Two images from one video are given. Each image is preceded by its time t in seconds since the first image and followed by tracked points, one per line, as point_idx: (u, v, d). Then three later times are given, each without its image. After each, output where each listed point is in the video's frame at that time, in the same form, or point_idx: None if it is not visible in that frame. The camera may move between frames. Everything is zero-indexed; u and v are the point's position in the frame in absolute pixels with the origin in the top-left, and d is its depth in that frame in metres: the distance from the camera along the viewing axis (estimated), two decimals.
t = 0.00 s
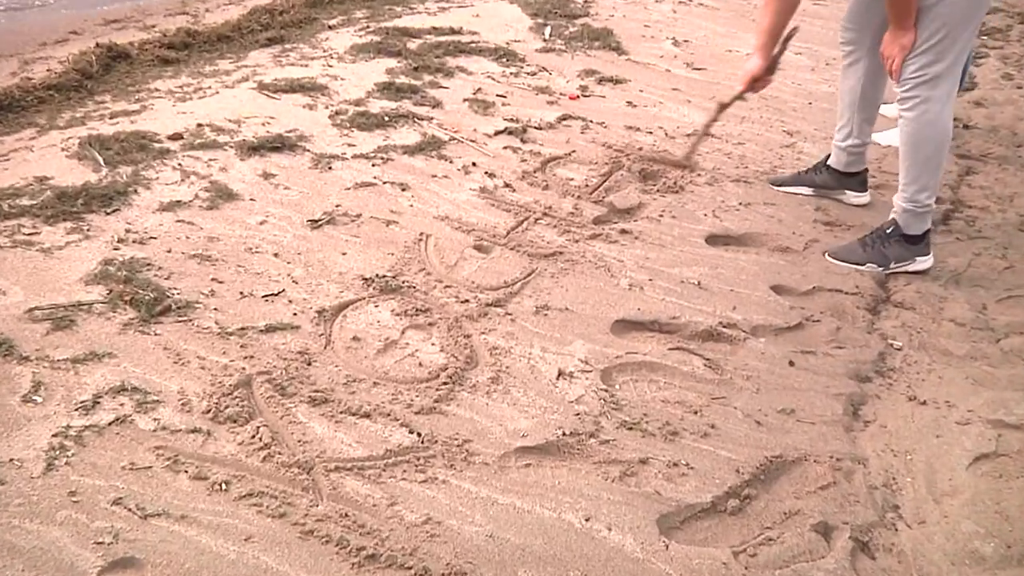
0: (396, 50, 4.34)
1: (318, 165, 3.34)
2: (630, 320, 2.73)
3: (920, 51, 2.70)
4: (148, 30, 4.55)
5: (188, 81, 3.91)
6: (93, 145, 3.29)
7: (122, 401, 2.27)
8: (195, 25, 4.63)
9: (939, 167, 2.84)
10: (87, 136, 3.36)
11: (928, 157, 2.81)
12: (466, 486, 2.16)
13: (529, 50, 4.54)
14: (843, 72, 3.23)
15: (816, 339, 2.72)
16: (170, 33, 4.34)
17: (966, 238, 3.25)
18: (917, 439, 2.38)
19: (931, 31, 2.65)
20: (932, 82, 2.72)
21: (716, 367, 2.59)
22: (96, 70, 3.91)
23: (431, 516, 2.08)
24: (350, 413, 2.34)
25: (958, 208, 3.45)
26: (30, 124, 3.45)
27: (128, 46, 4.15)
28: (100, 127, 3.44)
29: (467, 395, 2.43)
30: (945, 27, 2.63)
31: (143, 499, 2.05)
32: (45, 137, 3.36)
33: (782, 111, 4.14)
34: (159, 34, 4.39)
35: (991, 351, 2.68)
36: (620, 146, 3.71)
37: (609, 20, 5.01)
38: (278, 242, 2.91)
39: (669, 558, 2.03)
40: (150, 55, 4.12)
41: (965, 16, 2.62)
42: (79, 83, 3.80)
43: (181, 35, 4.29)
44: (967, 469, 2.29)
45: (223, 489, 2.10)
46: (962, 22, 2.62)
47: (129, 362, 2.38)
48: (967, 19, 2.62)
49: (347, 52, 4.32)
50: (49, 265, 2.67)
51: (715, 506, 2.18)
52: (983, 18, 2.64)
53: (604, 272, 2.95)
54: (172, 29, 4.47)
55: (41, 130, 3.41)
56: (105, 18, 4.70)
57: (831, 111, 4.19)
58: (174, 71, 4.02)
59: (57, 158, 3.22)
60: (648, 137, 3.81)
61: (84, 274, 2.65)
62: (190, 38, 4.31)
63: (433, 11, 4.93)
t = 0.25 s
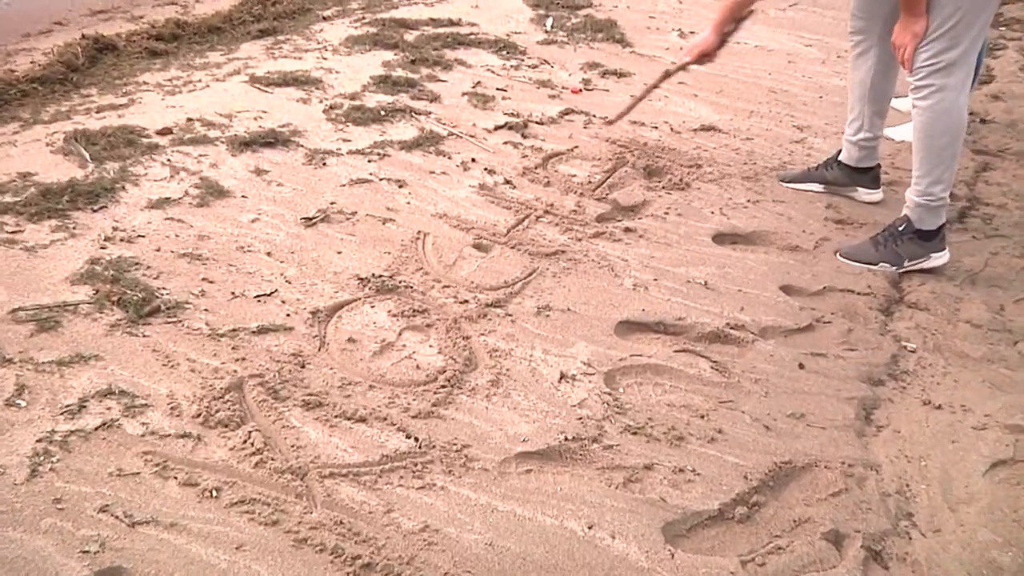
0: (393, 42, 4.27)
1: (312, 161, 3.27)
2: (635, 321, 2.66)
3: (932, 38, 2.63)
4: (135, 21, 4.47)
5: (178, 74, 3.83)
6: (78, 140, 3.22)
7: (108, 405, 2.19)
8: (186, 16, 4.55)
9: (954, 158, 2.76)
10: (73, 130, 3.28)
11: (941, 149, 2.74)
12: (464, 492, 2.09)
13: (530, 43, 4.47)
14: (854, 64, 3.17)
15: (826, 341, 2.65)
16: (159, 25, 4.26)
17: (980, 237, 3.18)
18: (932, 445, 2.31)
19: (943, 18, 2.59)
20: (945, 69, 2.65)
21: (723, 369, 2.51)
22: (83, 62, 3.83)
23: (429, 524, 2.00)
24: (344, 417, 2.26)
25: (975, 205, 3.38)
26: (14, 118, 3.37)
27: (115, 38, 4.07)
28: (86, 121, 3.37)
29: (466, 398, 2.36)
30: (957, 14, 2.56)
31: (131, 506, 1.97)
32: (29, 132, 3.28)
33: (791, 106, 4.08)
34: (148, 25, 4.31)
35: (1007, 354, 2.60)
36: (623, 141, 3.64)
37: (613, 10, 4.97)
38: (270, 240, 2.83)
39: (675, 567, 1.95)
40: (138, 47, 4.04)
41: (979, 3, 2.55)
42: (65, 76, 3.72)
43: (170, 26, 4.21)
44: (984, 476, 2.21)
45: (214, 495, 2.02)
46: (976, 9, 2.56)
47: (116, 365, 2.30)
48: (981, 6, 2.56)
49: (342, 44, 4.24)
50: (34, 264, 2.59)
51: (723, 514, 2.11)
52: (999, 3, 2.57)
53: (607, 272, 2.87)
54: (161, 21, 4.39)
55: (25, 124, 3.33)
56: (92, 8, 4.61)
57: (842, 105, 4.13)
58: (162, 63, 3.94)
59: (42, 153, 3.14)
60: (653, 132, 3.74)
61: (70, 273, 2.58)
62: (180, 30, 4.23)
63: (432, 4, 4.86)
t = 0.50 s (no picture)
0: (389, 36, 4.21)
1: (307, 158, 3.22)
2: (638, 322, 2.61)
3: (941, 30, 2.59)
4: (124, 14, 4.40)
5: (169, 69, 3.78)
6: (68, 136, 3.16)
7: (98, 408, 2.14)
8: (179, 9, 4.49)
9: (964, 152, 2.70)
10: (61, 126, 3.22)
11: (951, 144, 2.69)
12: (463, 498, 2.03)
13: (531, 37, 4.43)
14: (862, 59, 3.12)
15: (834, 343, 2.60)
16: (151, 18, 4.20)
17: (990, 237, 3.13)
18: (943, 449, 2.25)
19: (952, 10, 2.54)
20: (955, 61, 2.60)
21: (727, 371, 2.46)
22: (72, 56, 3.77)
23: (426, 530, 1.95)
24: (340, 420, 2.21)
25: (987, 203, 3.34)
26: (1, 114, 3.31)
27: (104, 32, 4.01)
28: (76, 118, 3.32)
29: (464, 401, 2.30)
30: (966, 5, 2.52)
31: (121, 512, 1.91)
32: (17, 128, 3.22)
33: (799, 102, 4.03)
34: (140, 19, 4.25)
35: (1019, 355, 2.55)
36: (625, 138, 3.59)
37: (615, 5, 4.93)
38: (264, 239, 2.78)
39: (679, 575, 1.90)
40: (128, 41, 3.98)
41: None
42: (53, 70, 3.65)
43: (161, 20, 4.15)
44: (996, 482, 2.16)
45: (206, 501, 1.96)
46: None
47: (106, 367, 2.25)
48: None
49: (338, 38, 4.19)
50: (23, 263, 2.54)
51: (728, 519, 2.05)
52: None
53: (610, 271, 2.82)
54: (151, 15, 4.33)
55: (13, 120, 3.28)
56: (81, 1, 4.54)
57: (851, 100, 4.10)
58: (153, 58, 3.89)
59: (30, 150, 3.09)
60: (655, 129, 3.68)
61: (59, 273, 2.52)
62: (172, 24, 4.17)
63: None
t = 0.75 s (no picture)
0: (388, 33, 4.17)
1: (304, 157, 3.18)
2: (640, 323, 2.57)
3: (946, 24, 2.56)
4: (118, 11, 4.36)
5: (164, 66, 3.75)
6: (60, 134, 3.12)
7: (90, 411, 2.10)
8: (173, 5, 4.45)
9: (971, 149, 2.67)
10: (54, 124, 3.18)
11: (958, 140, 2.65)
12: (463, 502, 1.99)
13: (531, 33, 4.39)
14: (867, 56, 3.09)
15: (839, 344, 2.56)
16: (145, 15, 4.17)
17: (998, 237, 3.09)
18: (951, 453, 2.22)
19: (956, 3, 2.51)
20: (960, 56, 2.57)
21: (731, 374, 2.42)
22: (66, 53, 3.73)
23: (425, 535, 1.91)
24: (337, 424, 2.17)
25: (996, 202, 3.30)
26: None
27: (96, 28, 3.97)
28: (68, 116, 3.28)
29: (463, 404, 2.26)
30: None
31: (114, 517, 1.87)
32: (8, 126, 3.18)
33: (804, 100, 4.00)
34: (133, 15, 4.21)
35: None
36: (627, 136, 3.55)
37: (617, 1, 4.90)
38: (260, 239, 2.74)
39: None
40: (122, 38, 3.95)
41: None
42: (45, 67, 3.60)
43: (155, 16, 4.11)
44: (1006, 486, 2.12)
45: (201, 506, 1.92)
46: None
47: (98, 369, 2.21)
48: None
49: (335, 35, 4.15)
50: (14, 264, 2.50)
51: (732, 524, 2.01)
52: None
53: (612, 272, 2.78)
54: (145, 11, 4.29)
55: (4, 118, 3.24)
56: None
57: (857, 98, 4.07)
58: (147, 55, 3.85)
59: (21, 148, 3.05)
60: (658, 127, 3.65)
61: (51, 273, 2.49)
62: (166, 20, 4.13)
63: None
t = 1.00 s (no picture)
0: (388, 30, 4.15)
1: (303, 155, 3.16)
2: (642, 322, 2.56)
3: (945, 20, 2.55)
4: (115, 8, 4.34)
5: (162, 64, 3.73)
6: (57, 132, 3.10)
7: (87, 411, 2.09)
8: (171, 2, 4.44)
9: (974, 145, 2.65)
10: (51, 122, 3.17)
11: (960, 136, 2.64)
12: (463, 503, 1.98)
13: (532, 31, 4.37)
14: (870, 53, 3.08)
15: (842, 344, 2.54)
16: (143, 12, 4.15)
17: (1002, 236, 3.08)
18: (955, 453, 2.20)
19: None
20: (960, 51, 2.56)
21: (733, 373, 2.41)
22: (63, 50, 3.72)
23: (425, 536, 1.89)
24: (337, 424, 2.15)
25: (1000, 201, 3.29)
26: None
27: (94, 25, 3.95)
28: (66, 113, 3.26)
29: (464, 404, 2.25)
30: None
31: (112, 518, 1.86)
32: (5, 124, 3.17)
33: (806, 98, 3.98)
34: (132, 12, 4.20)
35: None
36: (628, 134, 3.53)
37: None
38: (259, 238, 2.73)
39: None
40: (120, 35, 3.93)
41: None
42: (42, 64, 3.59)
43: (153, 13, 4.09)
44: (1010, 487, 2.11)
45: (200, 507, 1.91)
46: None
47: (96, 368, 2.20)
48: None
49: (335, 32, 4.14)
50: (11, 263, 2.49)
51: (735, 525, 2.00)
52: None
53: (613, 271, 2.77)
54: (143, 8, 4.28)
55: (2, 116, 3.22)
56: None
57: (860, 95, 4.05)
58: (145, 52, 3.83)
59: (18, 147, 3.03)
60: (659, 125, 3.63)
61: (49, 272, 2.47)
62: (164, 17, 4.11)
63: None
